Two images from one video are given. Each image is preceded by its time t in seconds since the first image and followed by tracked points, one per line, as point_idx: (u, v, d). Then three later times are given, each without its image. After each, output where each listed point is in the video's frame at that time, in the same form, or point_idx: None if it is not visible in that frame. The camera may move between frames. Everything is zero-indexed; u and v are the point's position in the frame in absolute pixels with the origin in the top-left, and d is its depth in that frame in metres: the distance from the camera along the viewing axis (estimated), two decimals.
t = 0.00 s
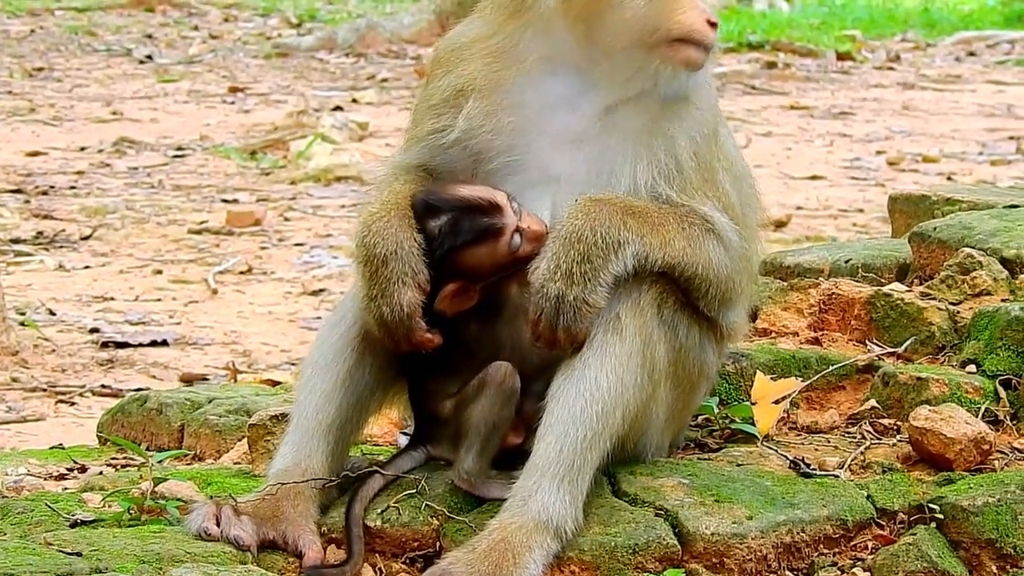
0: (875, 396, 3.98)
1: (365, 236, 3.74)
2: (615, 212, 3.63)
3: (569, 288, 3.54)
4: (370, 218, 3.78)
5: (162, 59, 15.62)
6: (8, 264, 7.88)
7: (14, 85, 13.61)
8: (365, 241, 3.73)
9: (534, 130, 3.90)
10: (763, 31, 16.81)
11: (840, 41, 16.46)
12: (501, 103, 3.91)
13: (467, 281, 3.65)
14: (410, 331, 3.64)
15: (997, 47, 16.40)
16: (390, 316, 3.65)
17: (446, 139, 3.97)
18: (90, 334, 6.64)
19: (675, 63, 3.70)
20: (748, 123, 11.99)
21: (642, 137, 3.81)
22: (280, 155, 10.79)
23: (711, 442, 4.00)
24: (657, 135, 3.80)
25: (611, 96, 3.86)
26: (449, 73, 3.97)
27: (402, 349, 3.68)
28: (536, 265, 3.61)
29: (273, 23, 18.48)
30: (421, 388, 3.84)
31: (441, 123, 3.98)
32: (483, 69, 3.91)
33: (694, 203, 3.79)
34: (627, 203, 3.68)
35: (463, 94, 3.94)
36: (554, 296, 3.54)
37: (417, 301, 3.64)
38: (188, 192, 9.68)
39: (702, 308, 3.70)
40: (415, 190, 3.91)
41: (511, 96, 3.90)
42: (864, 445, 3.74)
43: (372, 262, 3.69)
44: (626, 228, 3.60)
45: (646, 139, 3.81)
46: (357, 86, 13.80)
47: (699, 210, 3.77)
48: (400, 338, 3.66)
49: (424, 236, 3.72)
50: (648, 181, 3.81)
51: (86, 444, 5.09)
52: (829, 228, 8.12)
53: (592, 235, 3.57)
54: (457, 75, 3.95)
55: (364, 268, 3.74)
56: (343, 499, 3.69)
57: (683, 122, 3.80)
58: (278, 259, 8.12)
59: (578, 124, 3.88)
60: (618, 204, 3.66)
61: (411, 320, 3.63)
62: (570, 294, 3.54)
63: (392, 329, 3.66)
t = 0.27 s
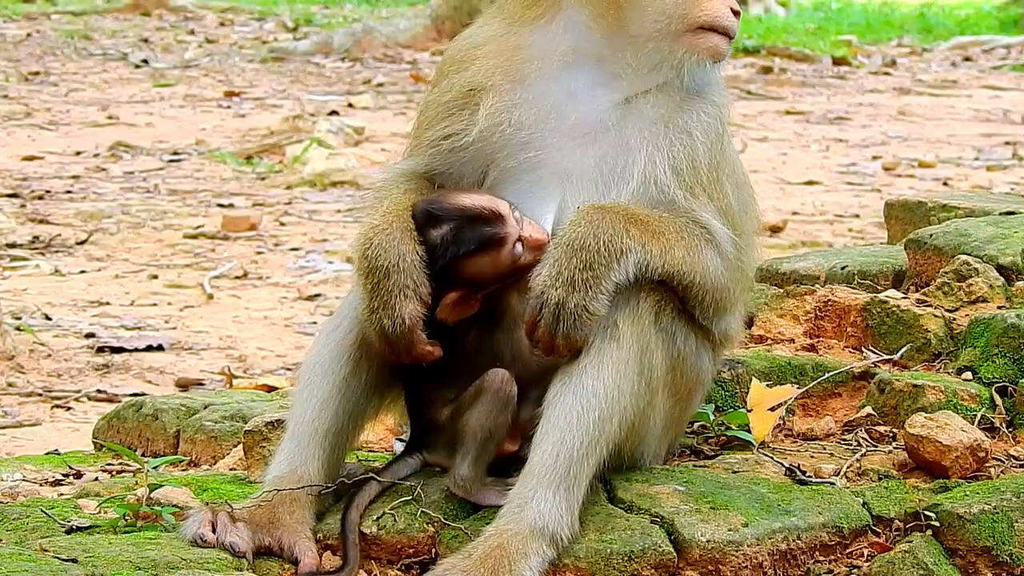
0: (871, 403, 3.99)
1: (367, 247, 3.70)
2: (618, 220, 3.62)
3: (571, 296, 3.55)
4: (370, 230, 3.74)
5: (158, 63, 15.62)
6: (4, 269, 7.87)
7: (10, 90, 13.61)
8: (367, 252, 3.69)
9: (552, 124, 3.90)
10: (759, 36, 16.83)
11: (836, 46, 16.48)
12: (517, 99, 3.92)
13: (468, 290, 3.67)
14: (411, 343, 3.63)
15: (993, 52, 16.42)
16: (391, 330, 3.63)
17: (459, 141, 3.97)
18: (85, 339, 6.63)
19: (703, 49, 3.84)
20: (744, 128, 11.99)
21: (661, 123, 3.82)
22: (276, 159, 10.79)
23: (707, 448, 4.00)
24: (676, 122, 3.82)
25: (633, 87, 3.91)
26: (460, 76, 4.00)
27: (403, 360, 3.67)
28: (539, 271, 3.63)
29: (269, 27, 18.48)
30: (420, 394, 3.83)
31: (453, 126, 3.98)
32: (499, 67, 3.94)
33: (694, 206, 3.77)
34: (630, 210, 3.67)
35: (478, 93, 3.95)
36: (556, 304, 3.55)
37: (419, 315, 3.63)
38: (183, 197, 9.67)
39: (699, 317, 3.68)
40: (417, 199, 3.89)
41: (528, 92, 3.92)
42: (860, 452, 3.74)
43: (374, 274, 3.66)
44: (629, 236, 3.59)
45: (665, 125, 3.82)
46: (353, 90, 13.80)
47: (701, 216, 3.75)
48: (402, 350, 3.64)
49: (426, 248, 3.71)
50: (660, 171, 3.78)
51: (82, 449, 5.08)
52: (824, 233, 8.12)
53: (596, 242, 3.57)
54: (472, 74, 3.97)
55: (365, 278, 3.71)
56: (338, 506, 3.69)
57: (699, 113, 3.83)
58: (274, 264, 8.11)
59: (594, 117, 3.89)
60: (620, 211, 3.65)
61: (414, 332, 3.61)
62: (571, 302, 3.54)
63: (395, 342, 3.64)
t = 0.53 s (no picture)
0: (869, 406, 3.99)
1: (360, 250, 3.71)
2: (613, 221, 3.62)
3: (566, 298, 3.54)
4: (363, 233, 3.75)
5: (156, 66, 15.62)
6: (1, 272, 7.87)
7: (8, 93, 13.60)
8: (361, 254, 3.70)
9: (546, 126, 3.90)
10: (757, 40, 16.85)
11: (834, 50, 16.50)
12: (510, 100, 3.92)
13: (463, 291, 3.66)
14: (403, 344, 3.62)
15: (991, 57, 16.43)
16: (383, 331, 3.62)
17: (453, 140, 3.97)
18: (83, 342, 6.63)
19: (696, 53, 3.83)
20: (742, 132, 12.00)
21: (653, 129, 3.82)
22: (274, 163, 10.79)
23: (705, 451, 4.00)
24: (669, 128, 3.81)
25: (627, 90, 3.90)
26: (455, 76, 4.00)
27: (396, 361, 3.67)
28: (534, 273, 3.63)
29: (267, 31, 18.49)
30: (415, 395, 3.82)
31: (446, 125, 3.99)
32: (493, 67, 3.94)
33: (690, 208, 3.77)
34: (625, 212, 3.67)
35: (471, 92, 3.95)
36: (551, 306, 3.55)
37: (410, 315, 3.62)
38: (182, 200, 9.68)
39: (695, 318, 3.69)
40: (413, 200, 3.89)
41: (522, 92, 3.92)
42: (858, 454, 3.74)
43: (368, 275, 3.66)
44: (624, 238, 3.59)
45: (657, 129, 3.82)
46: (351, 94, 13.81)
47: (695, 217, 3.76)
48: (394, 352, 3.64)
49: (419, 249, 3.70)
50: (655, 173, 3.78)
51: (80, 452, 5.08)
52: (823, 237, 8.13)
53: (590, 244, 3.57)
54: (466, 72, 3.97)
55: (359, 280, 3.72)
56: (336, 508, 3.69)
57: (694, 115, 3.83)
58: (272, 267, 8.11)
59: (588, 120, 3.89)
60: (615, 213, 3.65)
61: (406, 333, 3.61)
62: (567, 304, 3.53)
63: (387, 343, 3.64)
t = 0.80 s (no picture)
0: (868, 406, 3.99)
1: (359, 249, 3.70)
2: (612, 222, 3.62)
3: (565, 298, 3.54)
4: (363, 232, 3.74)
5: (154, 67, 15.61)
6: None
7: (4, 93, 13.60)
8: (359, 253, 3.69)
9: (543, 128, 3.89)
10: (754, 41, 16.86)
11: (832, 51, 16.51)
12: (507, 101, 3.92)
13: (462, 291, 3.65)
14: (400, 344, 3.61)
15: (989, 57, 16.44)
16: (379, 330, 3.61)
17: (452, 139, 3.97)
18: (81, 343, 6.62)
19: (693, 54, 3.83)
20: (740, 133, 12.01)
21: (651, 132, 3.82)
22: (271, 164, 10.79)
23: (705, 451, 3.99)
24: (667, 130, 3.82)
25: (623, 92, 3.89)
26: (453, 74, 3.99)
27: (392, 361, 3.66)
28: (533, 274, 3.62)
29: (264, 31, 18.49)
30: (413, 395, 3.82)
31: (444, 123, 3.98)
32: (491, 67, 3.94)
33: (688, 210, 3.78)
34: (625, 213, 3.67)
35: (468, 92, 3.95)
36: (551, 307, 3.54)
37: (407, 315, 3.61)
38: (179, 201, 9.67)
39: (694, 318, 3.68)
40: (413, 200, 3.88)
41: (519, 93, 3.92)
42: (857, 455, 3.74)
43: (366, 275, 3.66)
44: (623, 238, 3.59)
45: (655, 132, 3.82)
46: (348, 94, 13.81)
47: (694, 218, 3.76)
48: (390, 352, 3.63)
49: (417, 249, 3.70)
50: (652, 175, 3.79)
51: (78, 453, 5.07)
52: (820, 238, 8.13)
53: (589, 245, 3.56)
54: (463, 72, 3.97)
55: (357, 280, 3.71)
56: (335, 508, 3.68)
57: (692, 117, 3.83)
58: (270, 268, 8.11)
59: (585, 121, 3.88)
60: (615, 214, 3.65)
61: (403, 332, 3.60)
62: (566, 305, 3.53)
63: (383, 344, 3.63)
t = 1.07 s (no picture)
0: (866, 405, 3.98)
1: (357, 249, 3.70)
2: (607, 223, 3.61)
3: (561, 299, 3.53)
4: (362, 232, 3.74)
5: (150, 68, 15.60)
6: None
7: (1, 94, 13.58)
8: (357, 254, 3.69)
9: (539, 129, 3.89)
10: (751, 39, 16.86)
11: (828, 49, 16.51)
12: (503, 101, 3.91)
13: (460, 291, 3.64)
14: (397, 345, 3.60)
15: (986, 55, 16.44)
16: (376, 331, 3.61)
17: (448, 138, 3.96)
18: (78, 344, 6.61)
19: (688, 55, 3.84)
20: (737, 132, 12.01)
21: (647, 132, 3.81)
22: (268, 164, 10.77)
23: (703, 451, 3.99)
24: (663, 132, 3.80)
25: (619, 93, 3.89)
26: (449, 74, 3.99)
27: (389, 362, 3.65)
28: (528, 274, 3.61)
29: (261, 31, 18.48)
30: (412, 396, 3.81)
31: (440, 123, 3.98)
32: (487, 66, 3.93)
33: (685, 210, 3.77)
34: (620, 214, 3.66)
35: (464, 91, 3.94)
36: (546, 308, 3.53)
37: (404, 316, 3.59)
38: (176, 202, 9.66)
39: (691, 318, 3.67)
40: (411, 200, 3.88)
41: (515, 93, 3.91)
42: (856, 455, 3.73)
43: (363, 275, 3.65)
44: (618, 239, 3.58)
45: (652, 132, 3.81)
46: (345, 94, 13.80)
47: (690, 219, 3.75)
48: (387, 353, 3.62)
49: (416, 249, 3.69)
50: (648, 177, 3.79)
51: (75, 455, 5.06)
52: (818, 237, 8.13)
53: (585, 245, 3.56)
54: (460, 71, 3.96)
55: (355, 281, 3.70)
56: (334, 510, 3.67)
57: (688, 117, 3.82)
58: (267, 268, 8.10)
59: (582, 122, 3.87)
60: (610, 215, 3.64)
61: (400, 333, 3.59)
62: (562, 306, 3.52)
63: (380, 344, 3.62)
